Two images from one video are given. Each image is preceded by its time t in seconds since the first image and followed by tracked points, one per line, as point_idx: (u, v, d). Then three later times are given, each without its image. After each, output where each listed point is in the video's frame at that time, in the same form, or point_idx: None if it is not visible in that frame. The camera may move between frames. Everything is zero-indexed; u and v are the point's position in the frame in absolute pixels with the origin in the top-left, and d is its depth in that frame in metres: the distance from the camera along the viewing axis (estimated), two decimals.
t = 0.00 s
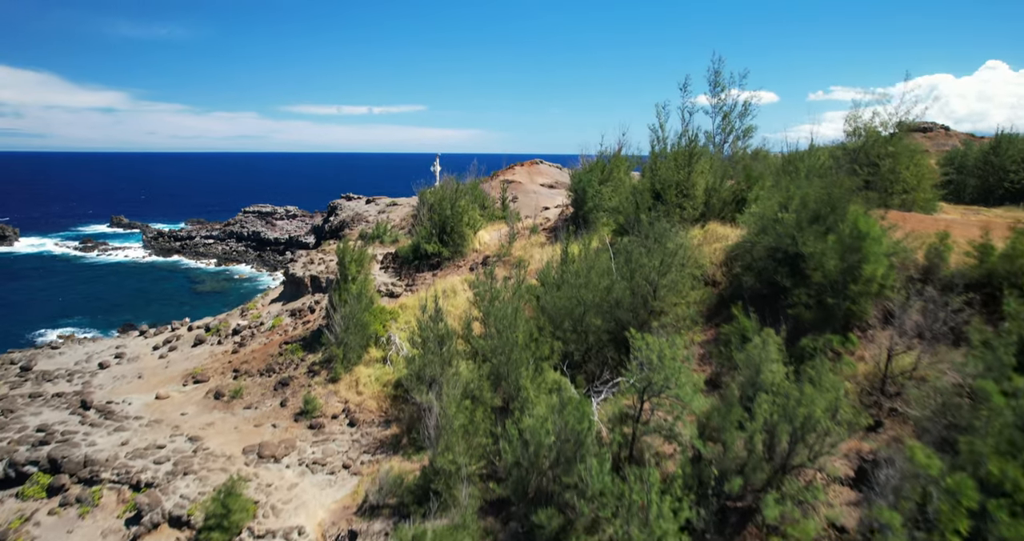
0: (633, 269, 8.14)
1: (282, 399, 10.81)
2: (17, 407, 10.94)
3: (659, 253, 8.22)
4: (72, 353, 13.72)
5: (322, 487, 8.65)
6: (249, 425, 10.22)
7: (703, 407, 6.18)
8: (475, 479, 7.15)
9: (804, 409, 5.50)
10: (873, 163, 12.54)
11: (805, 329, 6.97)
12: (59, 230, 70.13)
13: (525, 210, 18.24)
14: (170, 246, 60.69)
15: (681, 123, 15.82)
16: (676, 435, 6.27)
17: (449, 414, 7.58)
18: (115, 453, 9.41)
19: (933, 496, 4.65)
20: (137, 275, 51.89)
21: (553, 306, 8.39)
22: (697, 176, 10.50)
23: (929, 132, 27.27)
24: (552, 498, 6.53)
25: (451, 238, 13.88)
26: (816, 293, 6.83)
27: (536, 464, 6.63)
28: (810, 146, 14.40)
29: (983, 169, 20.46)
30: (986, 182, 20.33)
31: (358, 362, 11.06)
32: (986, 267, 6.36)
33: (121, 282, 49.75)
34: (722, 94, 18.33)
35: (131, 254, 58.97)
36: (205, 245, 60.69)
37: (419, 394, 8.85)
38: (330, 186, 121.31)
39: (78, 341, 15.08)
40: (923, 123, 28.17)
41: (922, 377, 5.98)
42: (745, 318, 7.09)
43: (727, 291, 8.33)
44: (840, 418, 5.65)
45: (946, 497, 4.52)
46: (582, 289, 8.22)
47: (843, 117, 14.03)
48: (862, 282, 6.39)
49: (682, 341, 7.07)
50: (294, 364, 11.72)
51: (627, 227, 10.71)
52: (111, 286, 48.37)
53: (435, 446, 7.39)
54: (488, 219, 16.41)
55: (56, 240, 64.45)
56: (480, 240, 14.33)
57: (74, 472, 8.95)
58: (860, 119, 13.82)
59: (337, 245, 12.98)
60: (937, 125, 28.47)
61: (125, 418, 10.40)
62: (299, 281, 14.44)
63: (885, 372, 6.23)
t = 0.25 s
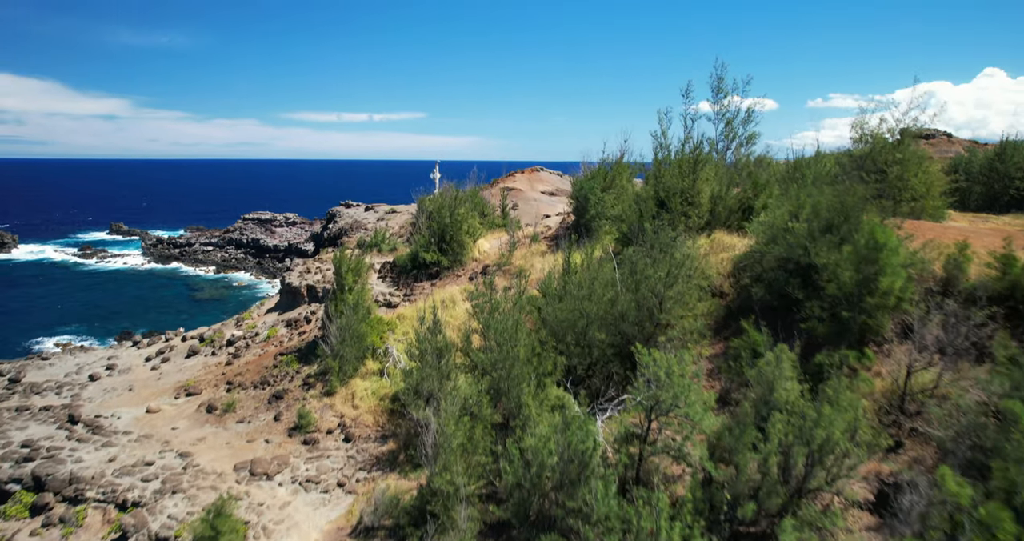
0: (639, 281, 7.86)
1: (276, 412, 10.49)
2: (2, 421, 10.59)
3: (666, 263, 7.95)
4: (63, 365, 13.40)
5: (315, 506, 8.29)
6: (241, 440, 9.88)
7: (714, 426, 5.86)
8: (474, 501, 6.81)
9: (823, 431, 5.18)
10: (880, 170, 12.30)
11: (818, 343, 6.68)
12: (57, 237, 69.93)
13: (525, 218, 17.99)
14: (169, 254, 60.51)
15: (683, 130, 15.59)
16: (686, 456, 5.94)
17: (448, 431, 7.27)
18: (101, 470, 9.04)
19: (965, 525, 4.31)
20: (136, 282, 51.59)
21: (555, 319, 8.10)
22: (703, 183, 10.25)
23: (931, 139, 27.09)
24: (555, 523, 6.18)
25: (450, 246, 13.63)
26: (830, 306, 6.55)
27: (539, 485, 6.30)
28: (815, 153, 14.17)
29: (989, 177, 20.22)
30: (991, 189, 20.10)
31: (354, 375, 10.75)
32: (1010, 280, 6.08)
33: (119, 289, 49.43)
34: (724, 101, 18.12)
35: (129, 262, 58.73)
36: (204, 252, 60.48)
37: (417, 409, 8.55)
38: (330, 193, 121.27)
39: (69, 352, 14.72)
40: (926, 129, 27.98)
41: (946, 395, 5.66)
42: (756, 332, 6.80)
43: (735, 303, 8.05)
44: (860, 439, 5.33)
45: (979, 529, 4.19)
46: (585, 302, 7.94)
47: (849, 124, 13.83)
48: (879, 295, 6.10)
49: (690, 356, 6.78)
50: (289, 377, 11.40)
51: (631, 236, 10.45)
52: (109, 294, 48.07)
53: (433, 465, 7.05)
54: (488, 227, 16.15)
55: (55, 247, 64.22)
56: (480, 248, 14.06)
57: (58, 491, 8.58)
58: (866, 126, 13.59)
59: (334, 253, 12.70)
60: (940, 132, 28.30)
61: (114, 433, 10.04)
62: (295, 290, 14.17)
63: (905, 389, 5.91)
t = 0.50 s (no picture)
0: (644, 291, 7.59)
1: (270, 426, 10.17)
2: None
3: (671, 274, 7.69)
4: (52, 376, 13.07)
5: (308, 525, 7.90)
6: (233, 455, 9.54)
7: (727, 446, 5.55)
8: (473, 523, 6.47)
9: (844, 452, 4.88)
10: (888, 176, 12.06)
11: (832, 358, 6.39)
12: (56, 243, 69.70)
13: (526, 225, 17.75)
14: (168, 260, 60.31)
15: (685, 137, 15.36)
16: (697, 478, 5.62)
17: (446, 449, 6.95)
18: (87, 486, 8.69)
19: None
20: (134, 289, 51.27)
21: (558, 331, 7.83)
22: (708, 190, 10.01)
23: (934, 145, 26.89)
24: None
25: (450, 254, 13.37)
26: (845, 318, 6.27)
27: (541, 508, 5.95)
28: (820, 160, 13.94)
29: (994, 183, 19.98)
30: (996, 196, 19.86)
31: (351, 387, 10.45)
32: None
33: (117, 296, 49.09)
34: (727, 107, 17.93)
35: (128, 268, 58.44)
36: (203, 259, 60.24)
37: (414, 424, 8.24)
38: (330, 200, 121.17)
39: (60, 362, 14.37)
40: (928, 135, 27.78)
41: (972, 414, 5.35)
42: (767, 345, 6.51)
43: (744, 314, 7.78)
44: (883, 462, 5.02)
45: None
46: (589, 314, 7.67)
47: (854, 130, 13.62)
48: (899, 308, 5.83)
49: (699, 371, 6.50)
50: (284, 389, 11.10)
51: (634, 244, 10.19)
52: (107, 300, 47.75)
53: (431, 485, 6.74)
54: (488, 235, 15.89)
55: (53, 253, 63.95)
56: (480, 257, 13.78)
57: (41, 509, 8.22)
58: (872, 132, 13.36)
59: (330, 262, 12.45)
60: (942, 138, 28.12)
61: (102, 447, 9.70)
62: (291, 299, 13.89)
63: (926, 407, 5.60)
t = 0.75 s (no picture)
0: (650, 301, 7.32)
1: (263, 439, 9.86)
2: None
3: (678, 283, 7.46)
4: (42, 386, 12.76)
5: None
6: (224, 469, 9.21)
7: (740, 466, 5.25)
8: None
9: (866, 475, 4.58)
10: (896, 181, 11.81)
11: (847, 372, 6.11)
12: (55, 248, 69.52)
13: (526, 231, 17.50)
14: (167, 266, 60.11)
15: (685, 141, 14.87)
16: (710, 501, 5.31)
17: (444, 466, 6.65)
18: (72, 502, 8.36)
19: None
20: (132, 295, 50.96)
21: (560, 342, 7.57)
22: (714, 196, 9.77)
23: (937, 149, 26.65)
24: None
25: (449, 261, 13.10)
26: (861, 330, 6.00)
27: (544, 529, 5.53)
28: (826, 164, 13.70)
29: (999, 188, 19.71)
30: (1002, 201, 19.58)
31: (346, 398, 10.17)
32: None
33: (115, 301, 48.79)
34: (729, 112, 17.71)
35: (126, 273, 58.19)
36: (202, 264, 60.01)
37: (411, 438, 7.94)
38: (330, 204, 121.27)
39: (51, 371, 14.04)
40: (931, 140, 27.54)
41: (1000, 432, 5.06)
42: (780, 359, 6.23)
43: (753, 325, 7.51)
44: (908, 485, 4.71)
45: None
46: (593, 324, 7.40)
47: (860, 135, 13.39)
48: (919, 319, 5.57)
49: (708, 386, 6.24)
50: (278, 400, 10.81)
51: (638, 252, 9.92)
52: (104, 306, 47.44)
53: (429, 505, 6.45)
54: (488, 241, 15.62)
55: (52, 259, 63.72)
56: (479, 263, 13.60)
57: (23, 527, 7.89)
58: (879, 136, 13.11)
59: (326, 268, 12.22)
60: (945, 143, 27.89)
61: (89, 461, 9.38)
62: (287, 307, 13.61)
63: (949, 425, 5.31)
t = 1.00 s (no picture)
0: (656, 309, 7.05)
1: (256, 451, 9.56)
2: None
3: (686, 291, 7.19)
4: (32, 394, 12.47)
5: None
6: (215, 482, 8.90)
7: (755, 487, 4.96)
8: None
9: (891, 499, 4.29)
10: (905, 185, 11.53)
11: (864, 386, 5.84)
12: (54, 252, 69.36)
13: (526, 236, 17.24)
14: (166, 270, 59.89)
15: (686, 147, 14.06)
16: (722, 523, 5.01)
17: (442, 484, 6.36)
18: (56, 518, 8.06)
19: None
20: (131, 299, 50.70)
21: (564, 353, 7.30)
22: (720, 200, 9.52)
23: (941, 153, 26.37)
24: None
25: (448, 267, 12.83)
26: (879, 343, 5.73)
27: None
28: (832, 168, 13.44)
29: (1007, 192, 19.39)
30: (1009, 205, 19.27)
31: (342, 408, 9.88)
32: None
33: (114, 306, 48.52)
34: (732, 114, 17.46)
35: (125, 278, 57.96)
36: (201, 269, 59.78)
37: (408, 452, 7.65)
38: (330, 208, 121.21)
39: (43, 379, 13.76)
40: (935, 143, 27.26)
41: None
42: (793, 372, 5.96)
43: (763, 335, 7.26)
44: (935, 508, 4.42)
45: None
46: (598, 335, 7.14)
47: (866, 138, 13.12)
48: (942, 331, 5.30)
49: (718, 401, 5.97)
50: (273, 409, 10.53)
51: (642, 258, 9.65)
52: (103, 310, 47.18)
53: (427, 524, 6.17)
54: (488, 246, 15.36)
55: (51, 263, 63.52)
56: (479, 268, 13.35)
57: None
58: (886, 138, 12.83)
59: (322, 274, 11.96)
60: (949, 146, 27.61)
61: (76, 474, 9.08)
62: (283, 313, 13.34)
63: (975, 443, 5.01)
